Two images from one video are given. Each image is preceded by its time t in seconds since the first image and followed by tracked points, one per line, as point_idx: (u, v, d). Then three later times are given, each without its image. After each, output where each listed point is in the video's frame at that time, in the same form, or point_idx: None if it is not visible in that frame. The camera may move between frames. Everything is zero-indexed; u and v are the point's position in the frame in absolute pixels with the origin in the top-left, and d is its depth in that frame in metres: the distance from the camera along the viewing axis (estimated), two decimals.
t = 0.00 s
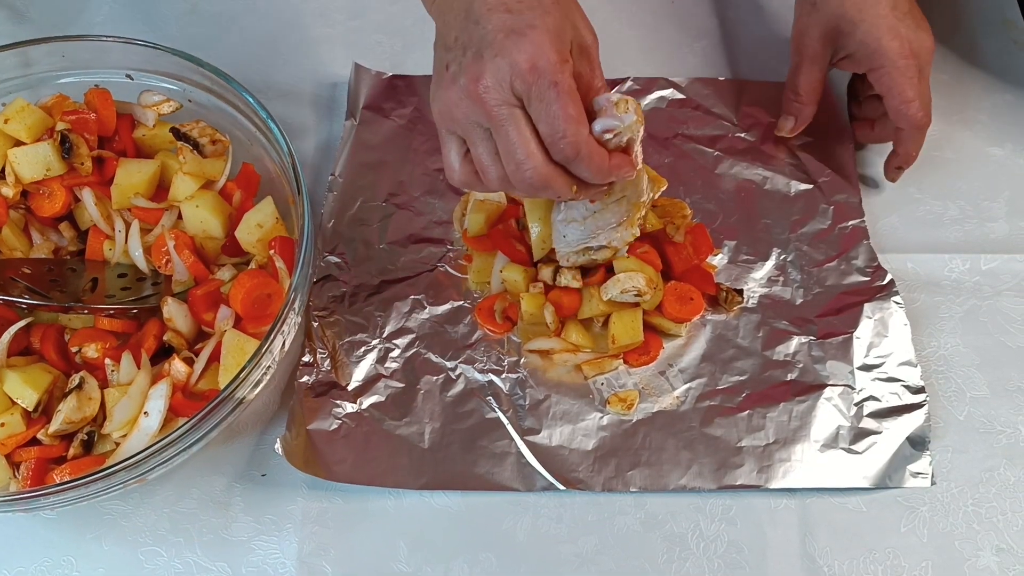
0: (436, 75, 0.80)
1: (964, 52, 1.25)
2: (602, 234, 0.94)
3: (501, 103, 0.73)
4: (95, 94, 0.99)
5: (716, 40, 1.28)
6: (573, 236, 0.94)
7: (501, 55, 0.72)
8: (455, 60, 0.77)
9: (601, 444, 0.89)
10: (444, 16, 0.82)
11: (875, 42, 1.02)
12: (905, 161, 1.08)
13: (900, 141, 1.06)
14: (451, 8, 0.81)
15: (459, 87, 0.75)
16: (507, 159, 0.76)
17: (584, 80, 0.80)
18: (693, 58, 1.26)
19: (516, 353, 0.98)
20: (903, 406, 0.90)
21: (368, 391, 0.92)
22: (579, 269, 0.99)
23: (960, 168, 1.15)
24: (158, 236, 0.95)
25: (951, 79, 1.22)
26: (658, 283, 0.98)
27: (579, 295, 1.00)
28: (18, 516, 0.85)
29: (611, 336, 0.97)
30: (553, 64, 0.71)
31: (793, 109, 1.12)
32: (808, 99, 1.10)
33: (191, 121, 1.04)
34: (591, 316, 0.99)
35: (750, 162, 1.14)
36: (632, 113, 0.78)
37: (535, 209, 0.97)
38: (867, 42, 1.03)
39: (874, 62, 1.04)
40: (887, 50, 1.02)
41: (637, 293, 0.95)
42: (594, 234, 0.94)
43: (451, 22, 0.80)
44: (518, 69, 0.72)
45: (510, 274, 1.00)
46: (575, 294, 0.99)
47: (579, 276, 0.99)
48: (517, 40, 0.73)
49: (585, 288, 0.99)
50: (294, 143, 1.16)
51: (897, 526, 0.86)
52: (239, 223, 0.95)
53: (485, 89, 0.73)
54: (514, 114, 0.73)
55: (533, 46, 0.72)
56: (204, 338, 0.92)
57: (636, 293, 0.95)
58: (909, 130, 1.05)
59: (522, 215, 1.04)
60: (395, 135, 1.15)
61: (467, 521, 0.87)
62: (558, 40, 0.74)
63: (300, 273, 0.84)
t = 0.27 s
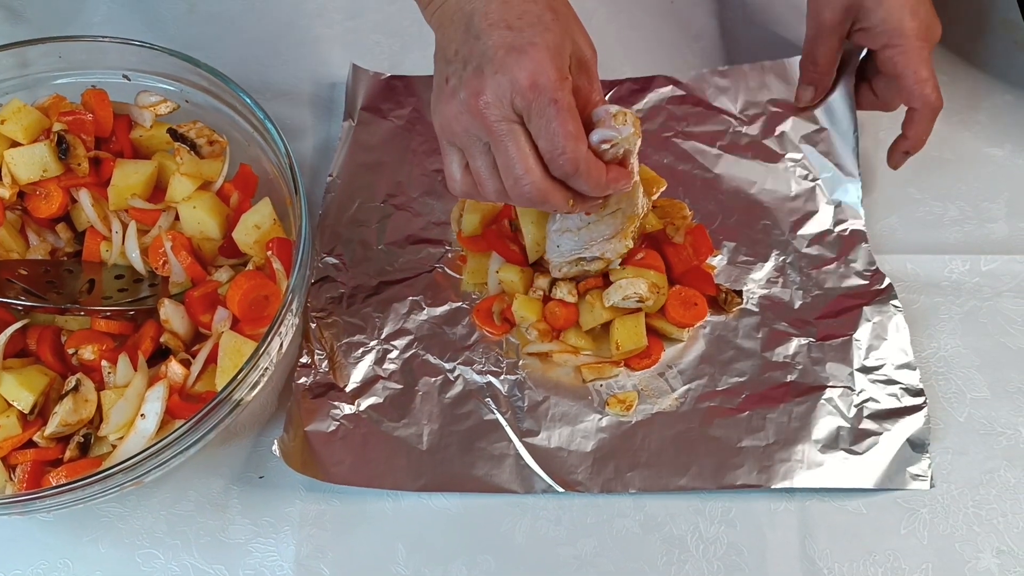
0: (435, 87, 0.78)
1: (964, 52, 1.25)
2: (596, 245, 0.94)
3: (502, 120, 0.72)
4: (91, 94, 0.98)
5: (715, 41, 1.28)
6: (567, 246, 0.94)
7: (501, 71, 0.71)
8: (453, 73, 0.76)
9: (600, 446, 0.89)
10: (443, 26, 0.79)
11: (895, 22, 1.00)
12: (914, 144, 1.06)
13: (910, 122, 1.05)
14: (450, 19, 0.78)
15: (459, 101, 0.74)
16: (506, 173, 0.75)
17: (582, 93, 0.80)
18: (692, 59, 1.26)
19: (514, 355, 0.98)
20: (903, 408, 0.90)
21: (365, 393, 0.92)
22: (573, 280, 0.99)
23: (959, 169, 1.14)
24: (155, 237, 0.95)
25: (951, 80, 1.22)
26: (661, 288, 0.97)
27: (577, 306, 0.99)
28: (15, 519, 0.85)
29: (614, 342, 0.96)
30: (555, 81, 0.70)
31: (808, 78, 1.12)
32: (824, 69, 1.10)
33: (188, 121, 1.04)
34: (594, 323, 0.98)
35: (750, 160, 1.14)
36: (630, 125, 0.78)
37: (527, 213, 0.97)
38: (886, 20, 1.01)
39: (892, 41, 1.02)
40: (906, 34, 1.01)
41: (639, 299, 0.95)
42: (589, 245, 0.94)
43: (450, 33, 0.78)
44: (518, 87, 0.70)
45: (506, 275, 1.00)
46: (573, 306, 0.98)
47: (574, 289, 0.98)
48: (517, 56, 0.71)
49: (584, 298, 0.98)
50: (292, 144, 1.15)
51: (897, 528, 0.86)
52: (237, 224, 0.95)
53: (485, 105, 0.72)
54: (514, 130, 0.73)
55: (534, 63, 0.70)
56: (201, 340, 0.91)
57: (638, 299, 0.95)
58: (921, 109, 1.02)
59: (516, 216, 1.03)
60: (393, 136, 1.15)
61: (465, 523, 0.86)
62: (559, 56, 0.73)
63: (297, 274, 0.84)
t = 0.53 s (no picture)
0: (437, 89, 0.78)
1: (965, 51, 1.24)
2: (601, 244, 0.94)
3: (505, 121, 0.72)
4: (89, 94, 0.98)
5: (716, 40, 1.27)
6: (571, 246, 0.94)
7: (504, 73, 0.71)
8: (455, 76, 0.76)
9: (600, 446, 0.89)
10: (443, 27, 0.79)
11: None
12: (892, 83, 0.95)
13: (903, 50, 0.92)
14: (451, 19, 0.77)
15: (462, 104, 0.74)
16: (510, 175, 0.76)
17: (584, 93, 0.80)
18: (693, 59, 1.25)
19: (515, 355, 0.98)
20: (904, 408, 0.88)
21: (365, 394, 0.91)
22: (576, 279, 1.00)
23: (961, 168, 1.14)
24: (154, 237, 0.95)
25: (952, 79, 1.21)
26: (662, 289, 0.97)
27: (577, 307, 0.99)
28: (12, 520, 0.85)
29: (614, 343, 0.96)
30: (557, 82, 0.70)
31: (797, 24, 0.96)
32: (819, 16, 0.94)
33: (186, 121, 1.03)
34: (594, 323, 0.98)
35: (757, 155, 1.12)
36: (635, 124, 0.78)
37: (528, 212, 0.97)
38: None
39: None
40: None
41: (640, 301, 0.94)
42: (593, 244, 0.94)
43: (450, 35, 0.77)
44: (521, 89, 0.70)
45: (507, 275, 1.00)
46: (573, 305, 0.98)
47: (578, 288, 0.98)
48: (519, 58, 0.71)
49: (584, 299, 0.98)
50: (291, 143, 1.15)
51: (898, 529, 0.85)
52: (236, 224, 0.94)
53: (488, 107, 0.72)
54: (517, 132, 0.73)
55: (536, 65, 0.70)
56: (199, 341, 0.91)
57: (639, 301, 0.94)
58: (921, 38, 0.89)
59: (516, 216, 1.03)
60: (392, 136, 1.14)
61: (464, 524, 0.86)
62: (561, 57, 0.73)
63: (297, 275, 0.84)
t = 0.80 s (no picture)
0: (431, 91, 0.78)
1: (964, 49, 1.24)
2: (598, 242, 0.94)
3: (498, 125, 0.72)
4: (87, 92, 0.98)
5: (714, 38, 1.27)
6: (569, 243, 0.94)
7: (495, 77, 0.71)
8: (448, 79, 0.76)
9: (599, 444, 0.89)
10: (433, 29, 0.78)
11: None
12: (744, 116, 0.90)
13: (789, 66, 0.90)
14: (441, 20, 0.77)
15: (455, 107, 0.74)
16: (505, 176, 0.76)
17: (578, 91, 0.79)
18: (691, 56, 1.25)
19: (513, 353, 0.98)
20: (902, 395, 0.88)
21: (363, 392, 0.91)
22: (574, 277, 1.00)
23: (959, 166, 1.14)
24: (152, 236, 0.95)
25: (951, 76, 1.21)
26: (661, 287, 0.97)
27: (576, 305, 0.99)
28: (10, 520, 0.84)
29: (613, 341, 0.96)
30: (549, 84, 0.69)
31: (707, 55, 0.94)
32: (727, 49, 0.94)
33: (184, 120, 1.03)
34: (592, 322, 0.98)
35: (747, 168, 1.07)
36: (632, 122, 0.77)
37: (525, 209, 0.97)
38: None
39: (824, 6, 0.92)
40: None
41: (638, 299, 0.94)
42: (591, 241, 0.93)
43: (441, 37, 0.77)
44: (512, 91, 0.70)
45: (505, 273, 1.00)
46: (571, 304, 0.99)
47: (575, 286, 0.99)
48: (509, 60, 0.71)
49: (583, 297, 0.98)
50: (288, 142, 1.15)
51: (897, 526, 0.85)
52: (233, 222, 0.94)
53: (481, 110, 0.72)
54: (511, 134, 0.73)
55: (527, 67, 0.70)
56: (197, 339, 0.91)
57: (637, 299, 0.94)
58: (784, 87, 0.90)
59: (514, 214, 1.04)
60: (390, 134, 1.14)
61: (463, 522, 0.86)
62: (552, 58, 0.72)
63: (293, 272, 0.84)
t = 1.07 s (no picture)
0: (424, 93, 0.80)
1: (962, 48, 1.24)
2: (595, 240, 0.94)
3: (488, 126, 0.74)
4: (87, 90, 0.98)
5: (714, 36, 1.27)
6: (567, 241, 0.94)
7: (483, 78, 0.72)
8: (440, 81, 0.78)
9: (599, 441, 0.89)
10: (425, 29, 0.80)
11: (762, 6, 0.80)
12: (672, 159, 0.76)
13: (710, 94, 0.76)
14: (432, 21, 0.78)
15: (447, 109, 0.76)
16: (498, 177, 0.78)
17: (570, 90, 0.80)
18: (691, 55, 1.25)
19: (513, 351, 0.98)
20: (901, 387, 0.88)
21: (363, 390, 0.91)
22: (574, 275, 1.00)
23: (958, 164, 1.14)
24: (152, 234, 0.95)
25: (950, 74, 1.21)
26: (660, 285, 0.96)
27: (575, 303, 0.99)
28: (11, 517, 0.85)
29: (612, 338, 0.96)
30: (537, 83, 0.71)
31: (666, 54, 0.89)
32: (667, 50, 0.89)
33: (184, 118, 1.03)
34: (592, 320, 0.98)
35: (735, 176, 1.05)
36: (624, 119, 0.77)
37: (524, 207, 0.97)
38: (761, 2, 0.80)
39: (755, 21, 0.80)
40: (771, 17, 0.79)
41: (637, 298, 0.94)
42: (587, 240, 0.94)
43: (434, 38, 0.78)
44: (501, 92, 0.71)
45: (504, 271, 1.00)
46: (570, 302, 0.99)
47: (575, 284, 0.99)
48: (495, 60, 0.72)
49: (582, 295, 0.98)
50: (288, 140, 1.15)
51: (896, 523, 0.86)
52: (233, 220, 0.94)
53: (470, 110, 0.74)
54: (501, 135, 0.75)
55: (515, 69, 0.71)
56: (197, 337, 0.91)
57: (636, 298, 0.94)
58: (705, 116, 0.76)
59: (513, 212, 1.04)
60: (390, 132, 1.14)
61: (463, 520, 0.86)
62: (539, 58, 0.73)
63: (293, 270, 0.84)
